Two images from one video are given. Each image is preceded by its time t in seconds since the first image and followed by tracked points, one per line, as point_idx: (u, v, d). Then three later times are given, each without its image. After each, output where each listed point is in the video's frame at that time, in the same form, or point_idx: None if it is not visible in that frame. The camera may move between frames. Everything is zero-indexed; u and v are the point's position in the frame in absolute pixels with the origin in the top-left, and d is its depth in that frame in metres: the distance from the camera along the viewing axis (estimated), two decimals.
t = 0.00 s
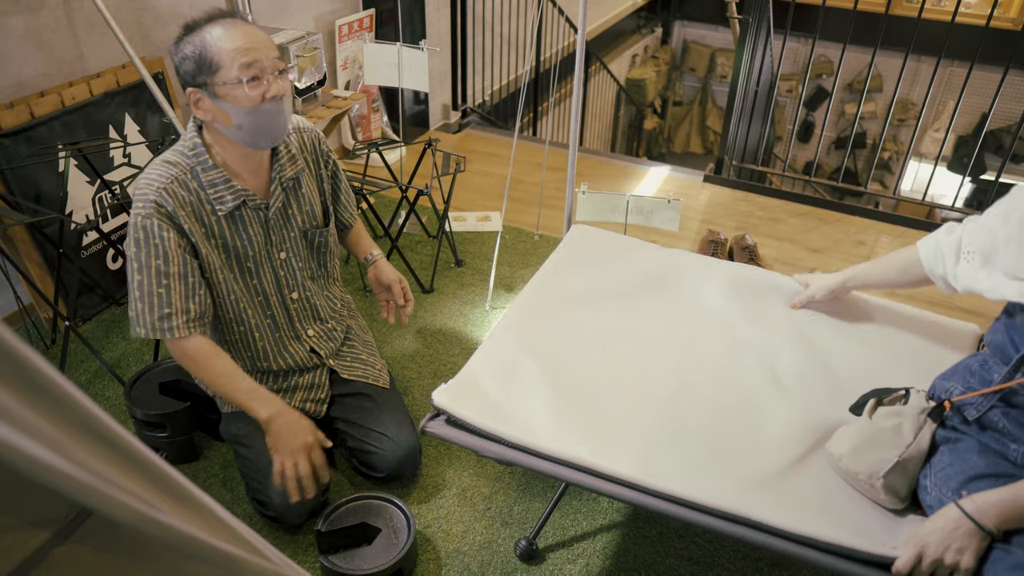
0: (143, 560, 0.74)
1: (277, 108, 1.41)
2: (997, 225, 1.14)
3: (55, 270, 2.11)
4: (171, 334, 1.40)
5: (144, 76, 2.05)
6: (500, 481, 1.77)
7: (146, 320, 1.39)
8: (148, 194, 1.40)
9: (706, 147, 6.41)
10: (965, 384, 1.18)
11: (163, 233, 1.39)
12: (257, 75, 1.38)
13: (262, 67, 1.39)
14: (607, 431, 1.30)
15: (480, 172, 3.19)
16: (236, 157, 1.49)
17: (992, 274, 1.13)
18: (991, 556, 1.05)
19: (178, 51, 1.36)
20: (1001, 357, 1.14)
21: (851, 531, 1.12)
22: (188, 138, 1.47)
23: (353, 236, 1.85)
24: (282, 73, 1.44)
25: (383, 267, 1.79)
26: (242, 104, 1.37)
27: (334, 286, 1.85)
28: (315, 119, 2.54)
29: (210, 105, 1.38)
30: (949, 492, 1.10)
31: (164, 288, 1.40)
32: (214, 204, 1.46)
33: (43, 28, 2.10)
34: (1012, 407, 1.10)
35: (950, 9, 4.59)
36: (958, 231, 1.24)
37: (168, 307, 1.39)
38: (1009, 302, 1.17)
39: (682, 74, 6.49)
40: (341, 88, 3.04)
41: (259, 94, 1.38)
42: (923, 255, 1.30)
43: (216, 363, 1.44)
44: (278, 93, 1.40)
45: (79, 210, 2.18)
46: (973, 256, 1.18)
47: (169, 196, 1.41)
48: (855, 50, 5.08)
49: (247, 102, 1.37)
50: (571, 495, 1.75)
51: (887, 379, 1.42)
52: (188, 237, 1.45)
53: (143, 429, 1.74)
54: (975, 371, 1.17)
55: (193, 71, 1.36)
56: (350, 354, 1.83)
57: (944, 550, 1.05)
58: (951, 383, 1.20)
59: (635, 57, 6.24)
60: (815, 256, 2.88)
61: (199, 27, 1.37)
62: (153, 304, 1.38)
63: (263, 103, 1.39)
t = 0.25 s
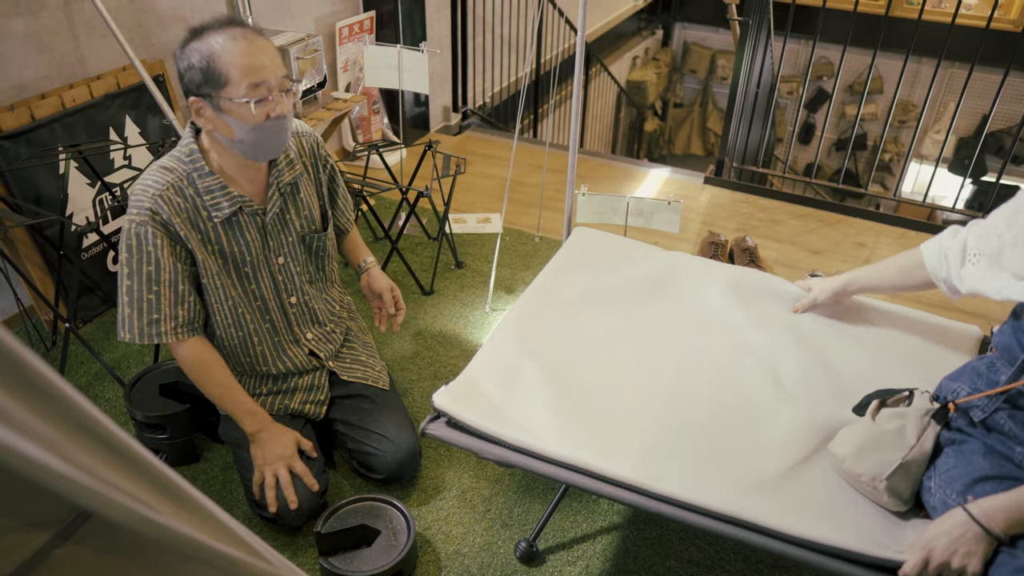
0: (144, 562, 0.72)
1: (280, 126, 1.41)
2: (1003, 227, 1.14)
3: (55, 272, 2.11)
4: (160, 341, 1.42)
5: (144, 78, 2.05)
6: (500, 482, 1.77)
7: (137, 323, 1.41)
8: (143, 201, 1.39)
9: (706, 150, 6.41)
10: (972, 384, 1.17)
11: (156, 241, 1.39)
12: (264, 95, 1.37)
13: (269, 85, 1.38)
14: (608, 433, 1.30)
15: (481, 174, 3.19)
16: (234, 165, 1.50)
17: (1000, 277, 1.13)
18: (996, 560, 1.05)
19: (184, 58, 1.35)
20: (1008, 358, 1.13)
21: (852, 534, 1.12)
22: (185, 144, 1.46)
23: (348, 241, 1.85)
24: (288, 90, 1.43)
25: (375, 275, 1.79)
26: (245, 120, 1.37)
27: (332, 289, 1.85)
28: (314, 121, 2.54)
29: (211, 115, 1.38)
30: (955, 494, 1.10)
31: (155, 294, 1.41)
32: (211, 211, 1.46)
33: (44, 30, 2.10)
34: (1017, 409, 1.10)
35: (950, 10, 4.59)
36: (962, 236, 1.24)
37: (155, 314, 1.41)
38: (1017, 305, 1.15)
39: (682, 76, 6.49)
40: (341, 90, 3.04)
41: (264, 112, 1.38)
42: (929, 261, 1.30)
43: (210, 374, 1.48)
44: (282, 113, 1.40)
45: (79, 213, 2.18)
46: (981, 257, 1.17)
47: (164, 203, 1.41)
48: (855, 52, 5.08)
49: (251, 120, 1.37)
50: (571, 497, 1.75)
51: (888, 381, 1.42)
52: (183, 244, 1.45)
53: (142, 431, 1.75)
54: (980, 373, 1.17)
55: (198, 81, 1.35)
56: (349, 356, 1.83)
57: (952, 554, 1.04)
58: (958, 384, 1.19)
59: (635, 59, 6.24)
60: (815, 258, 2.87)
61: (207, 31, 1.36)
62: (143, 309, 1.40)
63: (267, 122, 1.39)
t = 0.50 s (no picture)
0: (143, 561, 0.72)
1: (276, 133, 1.41)
2: (1000, 225, 1.14)
3: (55, 272, 2.11)
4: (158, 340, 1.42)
5: (144, 77, 2.05)
6: (499, 482, 1.77)
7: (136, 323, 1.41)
8: (140, 200, 1.39)
9: (706, 149, 6.41)
10: (968, 383, 1.17)
11: (154, 241, 1.39)
12: (259, 103, 1.37)
13: (264, 92, 1.37)
14: (607, 432, 1.30)
15: (481, 173, 3.19)
16: (231, 166, 1.49)
17: (997, 274, 1.13)
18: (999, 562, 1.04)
19: (180, 62, 1.34)
20: (1003, 357, 1.13)
21: (852, 534, 1.12)
22: (182, 144, 1.46)
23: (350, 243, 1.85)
24: (283, 94, 1.42)
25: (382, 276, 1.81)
26: (241, 128, 1.37)
27: (332, 289, 1.85)
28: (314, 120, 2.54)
29: (207, 120, 1.39)
30: (954, 495, 1.09)
31: (153, 294, 1.41)
32: (208, 210, 1.46)
33: (43, 30, 2.10)
34: (1014, 406, 1.09)
35: (951, 10, 4.58)
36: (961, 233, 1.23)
37: (154, 314, 1.41)
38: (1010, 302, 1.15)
39: (682, 76, 6.49)
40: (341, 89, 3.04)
41: (259, 120, 1.38)
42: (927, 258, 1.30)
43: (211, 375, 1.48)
44: (279, 120, 1.40)
45: (79, 212, 2.18)
46: (979, 256, 1.17)
47: (161, 203, 1.41)
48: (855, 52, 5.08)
49: (246, 127, 1.37)
50: (571, 497, 1.74)
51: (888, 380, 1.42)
52: (180, 244, 1.45)
53: (142, 430, 1.75)
54: (977, 371, 1.16)
55: (193, 87, 1.35)
56: (348, 356, 1.82)
57: (959, 560, 1.03)
58: (953, 383, 1.19)
59: (635, 59, 6.24)
60: (815, 258, 2.87)
61: (203, 34, 1.35)
62: (141, 309, 1.40)
63: (263, 129, 1.39)
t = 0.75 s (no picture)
0: (144, 563, 0.72)
1: (269, 138, 1.40)
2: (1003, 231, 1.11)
3: (55, 272, 2.11)
4: (171, 338, 1.40)
5: (145, 77, 2.04)
6: (500, 483, 1.76)
7: (149, 326, 1.40)
8: (138, 203, 1.39)
9: (707, 149, 6.40)
10: (969, 384, 1.16)
11: (154, 243, 1.40)
12: (251, 109, 1.36)
13: (255, 97, 1.36)
14: (607, 433, 1.30)
15: (482, 173, 3.18)
16: (228, 166, 1.49)
17: (997, 280, 1.10)
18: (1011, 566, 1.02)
19: (171, 67, 1.34)
20: (1000, 359, 1.12)
21: (853, 535, 1.12)
22: (179, 146, 1.47)
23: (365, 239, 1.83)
24: (276, 98, 1.41)
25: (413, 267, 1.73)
26: (233, 133, 1.37)
27: (333, 290, 1.84)
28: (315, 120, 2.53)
29: (200, 125, 1.39)
30: (958, 496, 1.09)
31: (161, 293, 1.40)
32: (206, 213, 1.46)
33: (44, 29, 2.10)
34: (1016, 407, 1.09)
35: (952, 10, 4.58)
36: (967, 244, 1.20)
37: (166, 314, 1.40)
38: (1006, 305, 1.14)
39: (683, 76, 6.49)
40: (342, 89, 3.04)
41: (250, 126, 1.37)
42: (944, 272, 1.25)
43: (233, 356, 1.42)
44: (271, 125, 1.39)
45: (79, 212, 2.18)
46: (984, 263, 1.13)
47: (159, 206, 1.41)
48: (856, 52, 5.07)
49: (238, 133, 1.37)
50: (572, 498, 1.74)
51: (889, 381, 1.42)
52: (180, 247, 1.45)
53: (143, 431, 1.74)
54: (976, 374, 1.15)
55: (184, 93, 1.34)
56: (348, 356, 1.82)
57: (964, 562, 1.02)
58: (954, 385, 1.19)
59: (637, 59, 6.23)
60: (816, 258, 2.87)
61: (193, 37, 1.33)
62: (152, 310, 1.39)
63: (255, 134, 1.38)
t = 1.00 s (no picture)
0: (144, 563, 0.74)
1: (265, 143, 1.41)
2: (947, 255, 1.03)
3: (55, 272, 2.11)
4: (209, 319, 1.38)
5: (145, 77, 2.04)
6: (500, 484, 1.76)
7: (183, 310, 1.38)
8: (144, 204, 1.40)
9: (707, 150, 6.40)
10: (963, 389, 1.12)
11: (166, 236, 1.39)
12: (246, 114, 1.36)
13: (250, 103, 1.36)
14: (608, 434, 1.30)
15: (482, 174, 3.18)
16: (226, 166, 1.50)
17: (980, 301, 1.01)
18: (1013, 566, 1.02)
19: (164, 73, 1.33)
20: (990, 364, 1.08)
21: (853, 535, 1.12)
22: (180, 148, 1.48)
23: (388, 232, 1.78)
24: (272, 102, 1.41)
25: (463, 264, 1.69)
26: (229, 139, 1.37)
27: (337, 291, 1.84)
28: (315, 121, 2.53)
29: (195, 129, 1.39)
30: (958, 496, 1.08)
31: (186, 279, 1.38)
32: (210, 214, 1.48)
33: (44, 30, 2.10)
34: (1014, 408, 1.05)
35: (953, 12, 4.58)
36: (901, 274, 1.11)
37: (197, 295, 1.38)
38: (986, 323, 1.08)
39: (683, 77, 6.49)
40: (342, 90, 3.04)
41: (246, 131, 1.37)
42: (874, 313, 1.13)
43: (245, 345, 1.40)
44: (267, 130, 1.39)
45: (79, 212, 2.18)
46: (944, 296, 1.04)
47: (165, 205, 1.41)
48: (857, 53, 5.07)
49: (234, 138, 1.37)
50: (572, 498, 1.74)
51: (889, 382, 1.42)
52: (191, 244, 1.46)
53: (143, 431, 1.74)
54: (969, 379, 1.12)
55: (179, 99, 1.34)
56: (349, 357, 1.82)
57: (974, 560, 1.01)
58: (950, 388, 1.15)
59: (637, 59, 6.23)
60: (817, 259, 2.87)
61: (187, 41, 1.33)
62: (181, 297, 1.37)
63: (251, 140, 1.39)
